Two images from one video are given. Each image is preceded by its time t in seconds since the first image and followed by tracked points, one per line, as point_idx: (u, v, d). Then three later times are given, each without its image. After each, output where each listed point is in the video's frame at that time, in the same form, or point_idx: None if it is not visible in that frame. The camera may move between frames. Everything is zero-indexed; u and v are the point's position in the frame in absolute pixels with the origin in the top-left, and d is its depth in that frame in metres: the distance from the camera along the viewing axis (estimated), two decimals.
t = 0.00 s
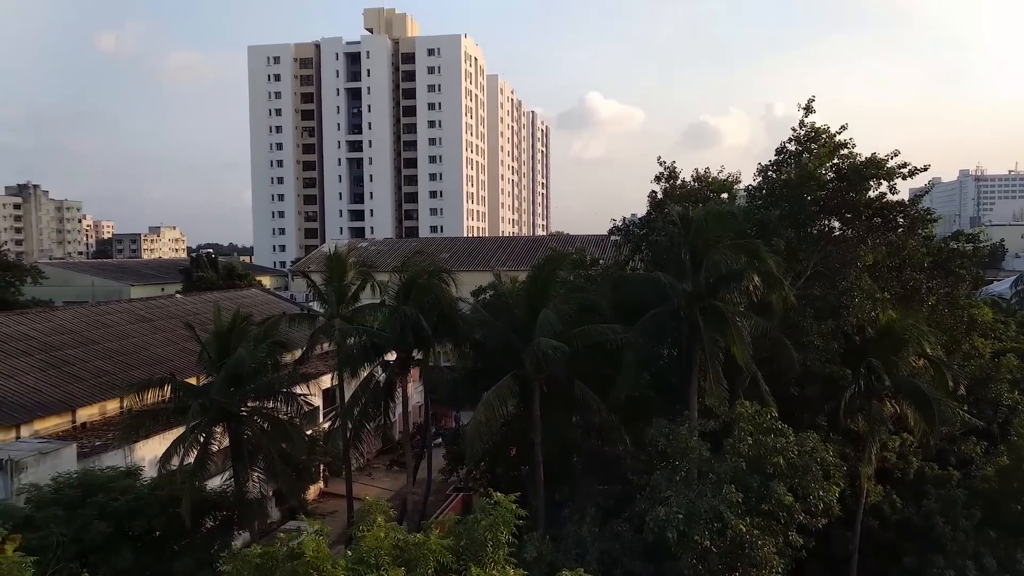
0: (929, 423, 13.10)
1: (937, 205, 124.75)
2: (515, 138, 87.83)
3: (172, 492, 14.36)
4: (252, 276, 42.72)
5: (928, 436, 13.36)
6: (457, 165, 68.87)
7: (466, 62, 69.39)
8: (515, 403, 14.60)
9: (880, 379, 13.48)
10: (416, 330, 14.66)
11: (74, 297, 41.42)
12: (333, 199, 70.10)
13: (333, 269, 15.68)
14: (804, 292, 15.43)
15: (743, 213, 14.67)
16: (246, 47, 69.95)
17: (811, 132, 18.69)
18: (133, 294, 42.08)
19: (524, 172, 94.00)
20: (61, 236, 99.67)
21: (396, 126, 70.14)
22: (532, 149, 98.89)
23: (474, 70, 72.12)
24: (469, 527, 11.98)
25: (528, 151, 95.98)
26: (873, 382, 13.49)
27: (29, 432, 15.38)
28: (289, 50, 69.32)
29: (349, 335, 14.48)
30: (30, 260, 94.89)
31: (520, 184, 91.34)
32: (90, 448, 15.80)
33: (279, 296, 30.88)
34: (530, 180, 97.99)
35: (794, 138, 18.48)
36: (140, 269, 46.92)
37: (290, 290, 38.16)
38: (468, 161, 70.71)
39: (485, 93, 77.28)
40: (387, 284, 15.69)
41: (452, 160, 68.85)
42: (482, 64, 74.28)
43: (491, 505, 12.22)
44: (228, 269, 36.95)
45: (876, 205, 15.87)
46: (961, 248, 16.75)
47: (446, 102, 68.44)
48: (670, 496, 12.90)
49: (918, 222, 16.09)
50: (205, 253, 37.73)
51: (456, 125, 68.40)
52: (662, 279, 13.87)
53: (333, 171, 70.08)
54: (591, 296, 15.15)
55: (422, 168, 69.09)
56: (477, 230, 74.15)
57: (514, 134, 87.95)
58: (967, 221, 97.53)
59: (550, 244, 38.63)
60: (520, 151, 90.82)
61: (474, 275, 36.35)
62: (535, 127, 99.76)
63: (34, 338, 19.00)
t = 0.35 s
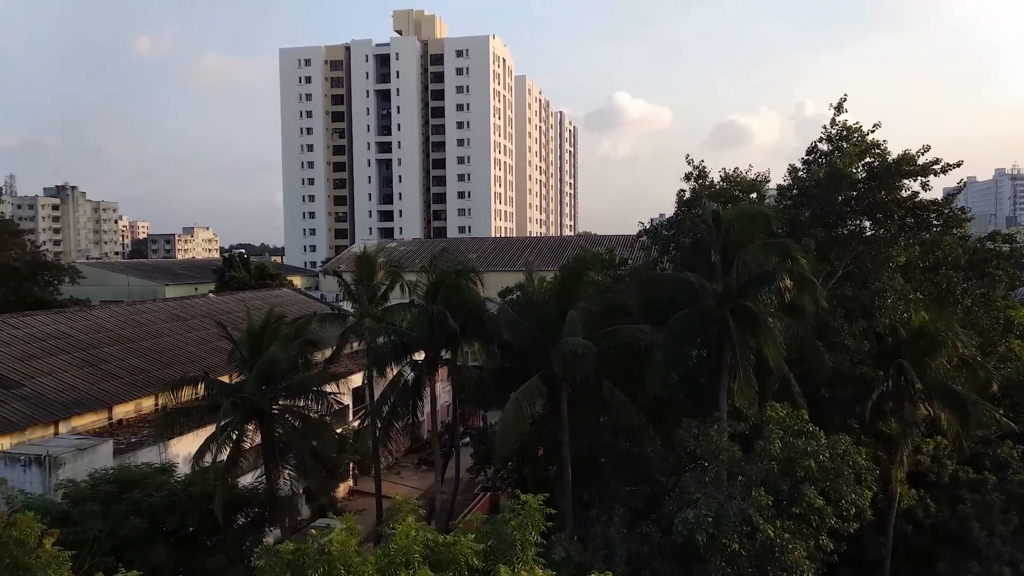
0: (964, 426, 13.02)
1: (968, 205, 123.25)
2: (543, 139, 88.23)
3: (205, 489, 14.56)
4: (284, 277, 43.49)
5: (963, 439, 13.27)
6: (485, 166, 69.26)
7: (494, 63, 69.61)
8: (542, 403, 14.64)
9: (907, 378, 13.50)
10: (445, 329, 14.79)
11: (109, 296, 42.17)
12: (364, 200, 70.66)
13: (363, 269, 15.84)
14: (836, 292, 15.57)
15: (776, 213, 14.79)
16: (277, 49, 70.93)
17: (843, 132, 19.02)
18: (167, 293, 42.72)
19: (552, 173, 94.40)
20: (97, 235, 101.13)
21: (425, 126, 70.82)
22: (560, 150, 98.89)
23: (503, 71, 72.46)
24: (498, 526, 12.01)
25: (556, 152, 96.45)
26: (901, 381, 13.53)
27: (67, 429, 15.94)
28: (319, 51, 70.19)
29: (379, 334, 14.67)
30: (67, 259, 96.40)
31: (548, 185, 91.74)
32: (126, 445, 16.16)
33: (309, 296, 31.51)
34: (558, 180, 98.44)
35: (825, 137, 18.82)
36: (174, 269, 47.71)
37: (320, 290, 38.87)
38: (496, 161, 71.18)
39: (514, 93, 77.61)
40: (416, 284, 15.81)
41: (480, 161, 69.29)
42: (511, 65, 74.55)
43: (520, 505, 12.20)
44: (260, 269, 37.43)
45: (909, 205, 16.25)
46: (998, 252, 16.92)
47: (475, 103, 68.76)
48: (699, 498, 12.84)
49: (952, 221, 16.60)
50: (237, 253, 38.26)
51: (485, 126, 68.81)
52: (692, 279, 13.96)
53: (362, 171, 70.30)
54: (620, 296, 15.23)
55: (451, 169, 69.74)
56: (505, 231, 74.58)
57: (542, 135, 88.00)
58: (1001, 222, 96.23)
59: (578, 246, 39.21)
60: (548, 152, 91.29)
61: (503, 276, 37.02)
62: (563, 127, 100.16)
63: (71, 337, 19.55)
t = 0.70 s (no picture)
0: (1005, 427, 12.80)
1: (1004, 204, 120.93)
2: (572, 136, 88.18)
3: (237, 485, 14.71)
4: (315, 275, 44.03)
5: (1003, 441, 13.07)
6: (514, 165, 69.22)
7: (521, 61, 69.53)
8: (572, 401, 14.58)
9: (944, 379, 13.25)
10: (474, 327, 14.82)
11: (143, 293, 42.89)
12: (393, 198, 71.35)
13: (391, 267, 15.90)
14: (871, 290, 15.64)
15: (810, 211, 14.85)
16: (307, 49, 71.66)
17: (875, 127, 18.95)
18: (200, 290, 43.24)
19: (580, 171, 94.52)
20: (132, 234, 102.71)
21: (453, 125, 71.11)
22: (588, 147, 98.38)
23: (531, 69, 72.43)
24: (527, 525, 11.90)
25: (584, 150, 96.41)
26: (938, 382, 13.29)
27: (104, 424, 16.25)
28: (349, 51, 70.73)
29: (409, 331, 14.72)
30: (103, 258, 97.93)
31: (576, 182, 91.73)
32: (160, 440, 16.39)
33: (339, 294, 31.83)
34: (587, 178, 98.40)
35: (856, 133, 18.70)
36: (209, 267, 48.36)
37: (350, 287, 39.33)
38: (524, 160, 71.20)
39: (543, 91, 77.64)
40: (444, 282, 15.82)
41: (509, 159, 69.32)
42: (540, 62, 74.40)
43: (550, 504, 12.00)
44: (291, 268, 37.76)
45: (946, 201, 16.27)
46: None
47: (503, 101, 68.80)
48: (730, 499, 12.71)
49: (993, 217, 16.70)
50: (268, 252, 38.67)
51: (514, 124, 68.80)
52: (725, 277, 14.07)
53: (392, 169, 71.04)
54: (651, 294, 15.18)
55: (480, 167, 69.95)
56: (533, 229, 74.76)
57: (571, 132, 87.55)
58: None
59: (608, 244, 39.26)
60: (577, 149, 91.34)
61: (532, 273, 37.14)
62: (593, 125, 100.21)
63: (107, 334, 19.94)
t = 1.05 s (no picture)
0: None
1: None
2: (594, 137, 88.07)
3: (259, 483, 14.81)
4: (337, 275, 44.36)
5: None
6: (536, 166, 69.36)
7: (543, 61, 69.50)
8: (593, 403, 14.54)
9: (973, 384, 13.04)
10: (495, 328, 14.81)
11: (168, 293, 43.39)
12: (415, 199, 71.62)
13: (413, 268, 15.96)
14: (896, 293, 15.55)
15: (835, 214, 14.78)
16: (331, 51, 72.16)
17: (899, 129, 18.87)
18: (224, 290, 43.59)
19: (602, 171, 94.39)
20: (158, 233, 104.00)
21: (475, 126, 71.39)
22: (610, 148, 98.12)
23: (553, 69, 72.50)
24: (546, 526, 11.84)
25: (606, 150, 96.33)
26: (966, 388, 13.08)
27: (128, 421, 16.46)
28: (372, 52, 71.11)
29: (430, 332, 14.75)
30: (129, 257, 99.19)
31: (597, 182, 91.62)
32: (184, 438, 16.57)
33: (361, 295, 32.05)
34: (609, 177, 98.28)
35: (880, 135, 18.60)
36: (233, 267, 48.85)
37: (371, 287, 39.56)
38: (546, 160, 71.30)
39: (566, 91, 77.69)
40: (465, 282, 15.85)
41: (530, 159, 69.43)
42: (561, 62, 74.40)
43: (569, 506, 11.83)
44: (313, 268, 38.10)
45: (971, 204, 16.34)
46: None
47: (525, 102, 68.88)
48: (751, 504, 12.60)
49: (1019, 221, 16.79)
50: (290, 252, 38.98)
51: (536, 125, 68.86)
52: (749, 280, 14.06)
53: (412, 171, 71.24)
54: (673, 296, 15.15)
55: (502, 167, 70.10)
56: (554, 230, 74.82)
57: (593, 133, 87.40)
58: None
59: (630, 245, 39.26)
60: (599, 149, 91.24)
61: (552, 274, 37.22)
62: (615, 125, 100.06)
63: (133, 332, 20.20)
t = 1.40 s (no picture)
0: None
1: None
2: (620, 131, 87.67)
3: (287, 474, 14.98)
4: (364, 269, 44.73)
5: None
6: (560, 161, 69.14)
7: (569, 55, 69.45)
8: (619, 398, 14.54)
9: (1008, 381, 12.87)
10: (522, 323, 14.83)
11: (197, 286, 44.02)
12: (440, 193, 71.95)
13: (439, 262, 16.03)
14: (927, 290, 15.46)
15: (865, 208, 14.63)
16: (358, 47, 72.50)
17: (929, 121, 18.62)
18: (252, 283, 44.14)
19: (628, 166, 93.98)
20: (188, 227, 105.51)
21: (501, 121, 71.60)
22: (636, 142, 97.42)
23: (580, 63, 72.37)
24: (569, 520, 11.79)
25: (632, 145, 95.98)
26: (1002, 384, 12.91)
27: (159, 413, 16.78)
28: (399, 47, 71.32)
29: (456, 326, 14.82)
30: (161, 250, 100.36)
31: (623, 177, 91.26)
32: (214, 430, 16.84)
33: (388, 289, 32.29)
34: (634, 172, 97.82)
35: (912, 128, 18.39)
36: (261, 260, 49.41)
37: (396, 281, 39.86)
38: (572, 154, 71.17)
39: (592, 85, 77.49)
40: (491, 277, 15.89)
41: (555, 154, 69.29)
42: (588, 56, 74.22)
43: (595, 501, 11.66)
44: (340, 261, 38.49)
45: (1006, 198, 16.07)
46: None
47: (551, 96, 68.83)
48: (778, 500, 12.51)
49: None
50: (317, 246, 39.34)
51: (561, 119, 68.74)
52: (777, 275, 13.98)
53: (439, 165, 71.60)
54: (700, 291, 15.11)
55: (527, 162, 70.10)
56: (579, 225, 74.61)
57: (618, 127, 86.86)
58: None
59: (657, 239, 39.13)
60: (625, 144, 90.85)
61: (578, 269, 37.25)
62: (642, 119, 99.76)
63: (164, 325, 20.55)
